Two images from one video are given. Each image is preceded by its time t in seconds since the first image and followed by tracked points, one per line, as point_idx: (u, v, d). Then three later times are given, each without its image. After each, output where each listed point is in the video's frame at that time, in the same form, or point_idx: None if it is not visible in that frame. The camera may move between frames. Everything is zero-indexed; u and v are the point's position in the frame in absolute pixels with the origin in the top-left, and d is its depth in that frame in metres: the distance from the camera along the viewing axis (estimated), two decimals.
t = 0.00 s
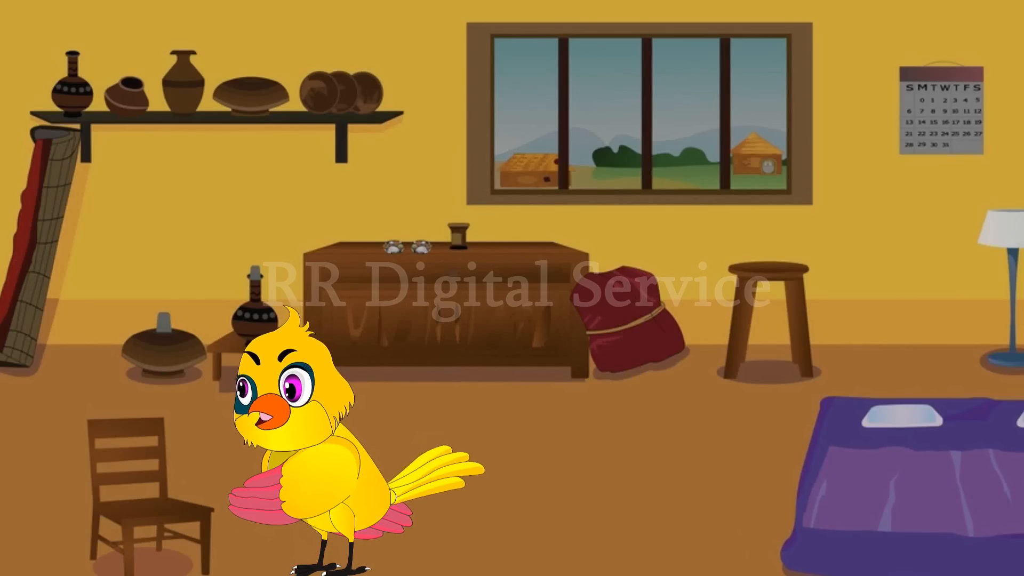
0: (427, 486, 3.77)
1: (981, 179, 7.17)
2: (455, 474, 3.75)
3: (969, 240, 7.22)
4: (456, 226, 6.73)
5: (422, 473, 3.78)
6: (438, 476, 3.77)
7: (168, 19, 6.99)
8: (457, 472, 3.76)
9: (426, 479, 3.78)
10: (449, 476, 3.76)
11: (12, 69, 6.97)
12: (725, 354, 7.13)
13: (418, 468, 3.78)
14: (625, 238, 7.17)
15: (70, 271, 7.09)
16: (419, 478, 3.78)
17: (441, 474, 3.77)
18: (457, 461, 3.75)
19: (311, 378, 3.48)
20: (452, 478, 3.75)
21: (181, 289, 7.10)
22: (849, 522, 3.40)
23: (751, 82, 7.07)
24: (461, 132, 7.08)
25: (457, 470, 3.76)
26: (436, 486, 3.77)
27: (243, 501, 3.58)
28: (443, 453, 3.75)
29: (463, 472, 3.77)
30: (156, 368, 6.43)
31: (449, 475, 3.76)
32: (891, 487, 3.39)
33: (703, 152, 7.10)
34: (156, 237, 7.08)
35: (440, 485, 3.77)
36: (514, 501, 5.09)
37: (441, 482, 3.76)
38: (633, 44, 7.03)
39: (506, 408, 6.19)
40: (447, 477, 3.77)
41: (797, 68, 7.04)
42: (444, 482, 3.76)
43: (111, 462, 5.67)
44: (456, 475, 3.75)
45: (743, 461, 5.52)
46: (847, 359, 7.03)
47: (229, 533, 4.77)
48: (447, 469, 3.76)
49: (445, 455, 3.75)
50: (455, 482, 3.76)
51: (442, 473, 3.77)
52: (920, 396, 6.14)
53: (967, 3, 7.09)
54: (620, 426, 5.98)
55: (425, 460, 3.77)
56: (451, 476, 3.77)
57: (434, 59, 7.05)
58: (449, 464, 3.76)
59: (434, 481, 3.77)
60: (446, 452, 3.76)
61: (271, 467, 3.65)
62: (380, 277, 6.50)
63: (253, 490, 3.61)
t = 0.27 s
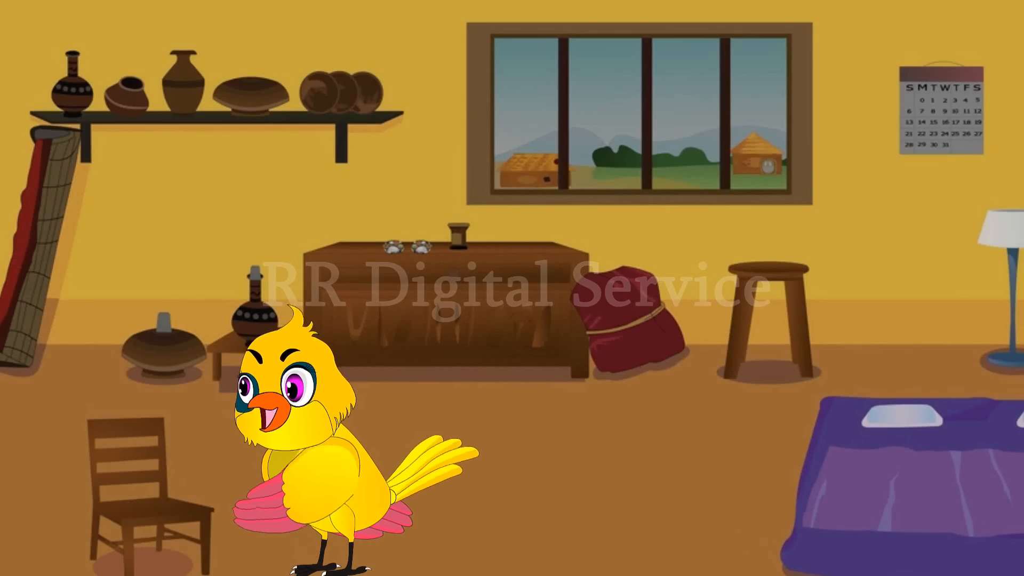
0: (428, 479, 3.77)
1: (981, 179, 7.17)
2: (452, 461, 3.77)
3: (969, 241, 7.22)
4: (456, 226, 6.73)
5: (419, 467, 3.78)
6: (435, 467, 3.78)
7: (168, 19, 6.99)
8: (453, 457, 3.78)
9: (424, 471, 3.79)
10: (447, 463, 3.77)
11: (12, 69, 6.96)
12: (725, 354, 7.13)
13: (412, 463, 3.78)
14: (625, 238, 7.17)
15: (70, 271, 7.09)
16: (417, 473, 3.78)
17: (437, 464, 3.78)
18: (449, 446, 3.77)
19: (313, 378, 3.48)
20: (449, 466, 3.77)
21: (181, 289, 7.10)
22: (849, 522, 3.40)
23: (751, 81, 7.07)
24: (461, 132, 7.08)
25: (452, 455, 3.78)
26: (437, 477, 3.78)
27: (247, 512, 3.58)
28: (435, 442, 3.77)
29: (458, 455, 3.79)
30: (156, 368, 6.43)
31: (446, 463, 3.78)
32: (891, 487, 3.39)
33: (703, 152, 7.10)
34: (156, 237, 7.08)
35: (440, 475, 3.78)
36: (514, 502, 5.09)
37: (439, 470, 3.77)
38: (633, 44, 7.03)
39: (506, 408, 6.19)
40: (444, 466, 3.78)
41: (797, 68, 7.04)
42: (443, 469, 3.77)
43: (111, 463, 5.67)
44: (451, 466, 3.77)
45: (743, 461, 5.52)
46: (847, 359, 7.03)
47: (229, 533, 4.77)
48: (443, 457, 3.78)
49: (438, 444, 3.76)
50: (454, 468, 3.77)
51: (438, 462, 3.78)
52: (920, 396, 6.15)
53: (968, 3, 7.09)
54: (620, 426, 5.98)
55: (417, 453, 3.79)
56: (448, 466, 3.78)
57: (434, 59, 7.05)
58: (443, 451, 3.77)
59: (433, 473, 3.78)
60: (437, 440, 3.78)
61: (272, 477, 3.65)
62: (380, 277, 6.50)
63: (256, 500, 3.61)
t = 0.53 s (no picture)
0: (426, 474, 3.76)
1: (982, 179, 7.17)
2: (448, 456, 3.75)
3: (969, 240, 7.22)
4: (456, 226, 6.73)
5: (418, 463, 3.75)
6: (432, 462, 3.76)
7: (168, 19, 6.99)
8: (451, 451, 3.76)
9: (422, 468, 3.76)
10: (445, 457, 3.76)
11: (12, 69, 6.96)
12: (725, 354, 7.13)
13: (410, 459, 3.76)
14: (625, 238, 7.17)
15: (70, 271, 7.09)
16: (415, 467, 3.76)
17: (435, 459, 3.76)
18: (449, 441, 3.75)
19: (315, 378, 3.49)
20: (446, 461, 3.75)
21: (181, 289, 7.10)
22: (849, 522, 3.40)
23: (750, 82, 7.07)
24: (461, 132, 7.08)
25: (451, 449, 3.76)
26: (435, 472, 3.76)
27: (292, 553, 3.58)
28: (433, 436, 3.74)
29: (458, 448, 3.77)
30: (156, 368, 6.43)
31: (445, 457, 3.76)
32: (891, 487, 3.39)
33: (703, 152, 7.10)
34: (156, 237, 7.08)
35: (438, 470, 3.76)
36: (513, 502, 5.09)
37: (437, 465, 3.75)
38: (633, 44, 7.03)
39: (506, 408, 6.19)
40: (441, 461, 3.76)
41: (797, 68, 7.05)
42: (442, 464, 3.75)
43: (111, 462, 5.68)
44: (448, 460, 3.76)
45: (743, 461, 5.52)
46: (847, 359, 7.03)
47: (229, 533, 4.77)
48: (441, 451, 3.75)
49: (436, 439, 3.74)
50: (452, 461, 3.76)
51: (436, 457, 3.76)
52: (920, 396, 6.15)
53: (967, 3, 7.09)
54: (620, 426, 5.98)
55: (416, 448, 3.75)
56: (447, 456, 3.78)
57: (434, 59, 7.05)
58: (442, 445, 3.75)
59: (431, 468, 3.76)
60: (435, 434, 3.76)
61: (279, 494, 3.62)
62: (380, 277, 6.50)
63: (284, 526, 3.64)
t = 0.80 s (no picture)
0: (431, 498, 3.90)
1: (982, 179, 7.17)
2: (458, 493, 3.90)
3: (969, 241, 7.22)
4: (456, 226, 6.73)
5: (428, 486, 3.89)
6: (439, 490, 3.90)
7: (168, 19, 6.99)
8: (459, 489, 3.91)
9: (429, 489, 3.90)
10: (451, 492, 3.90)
11: (12, 69, 6.96)
12: (725, 354, 7.13)
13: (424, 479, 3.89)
14: (625, 238, 7.17)
15: (70, 271, 7.09)
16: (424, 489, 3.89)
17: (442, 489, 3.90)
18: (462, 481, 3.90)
19: (317, 378, 3.49)
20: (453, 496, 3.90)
21: (181, 289, 7.09)
22: (849, 522, 3.40)
23: (750, 82, 7.07)
24: (461, 132, 7.08)
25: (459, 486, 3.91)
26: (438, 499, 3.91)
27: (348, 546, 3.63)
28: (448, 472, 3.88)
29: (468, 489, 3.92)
30: (156, 368, 6.43)
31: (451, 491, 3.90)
32: (891, 487, 3.39)
33: (703, 151, 7.10)
34: (156, 237, 7.07)
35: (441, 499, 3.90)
36: (513, 501, 5.09)
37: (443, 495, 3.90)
38: (633, 44, 7.03)
39: (506, 408, 6.19)
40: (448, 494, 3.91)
41: (797, 68, 7.05)
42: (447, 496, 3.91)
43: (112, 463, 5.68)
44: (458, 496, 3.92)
45: (743, 461, 5.52)
46: (847, 359, 7.03)
47: (229, 533, 4.77)
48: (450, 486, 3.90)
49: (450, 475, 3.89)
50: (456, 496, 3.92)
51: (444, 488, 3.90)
52: (920, 396, 6.15)
53: (967, 3, 7.09)
54: (621, 426, 5.98)
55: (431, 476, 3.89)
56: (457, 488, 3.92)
57: (434, 59, 7.05)
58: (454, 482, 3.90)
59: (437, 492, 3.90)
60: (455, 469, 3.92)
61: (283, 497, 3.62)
62: (380, 278, 6.51)
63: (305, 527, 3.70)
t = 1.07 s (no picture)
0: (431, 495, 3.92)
1: (982, 179, 7.17)
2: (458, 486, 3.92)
3: (969, 241, 7.22)
4: (456, 226, 6.73)
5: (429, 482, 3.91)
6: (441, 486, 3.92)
7: (168, 19, 6.99)
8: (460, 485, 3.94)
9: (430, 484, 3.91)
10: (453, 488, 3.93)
11: (12, 69, 6.96)
12: (725, 354, 7.13)
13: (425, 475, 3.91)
14: (625, 238, 7.17)
15: (70, 271, 7.08)
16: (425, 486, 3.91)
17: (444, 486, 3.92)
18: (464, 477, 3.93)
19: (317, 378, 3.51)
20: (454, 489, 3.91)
21: (181, 289, 7.09)
22: (849, 522, 3.39)
23: (750, 82, 7.07)
24: (461, 132, 7.08)
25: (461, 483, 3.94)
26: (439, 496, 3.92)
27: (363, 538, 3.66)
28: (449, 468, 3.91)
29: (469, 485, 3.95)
30: (156, 368, 6.42)
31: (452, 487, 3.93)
32: (891, 487, 3.39)
33: (703, 152, 7.10)
34: (156, 237, 7.07)
35: (443, 496, 3.92)
36: (513, 501, 5.09)
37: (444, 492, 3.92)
38: (633, 44, 7.03)
39: (506, 408, 6.19)
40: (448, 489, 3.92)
41: (797, 68, 7.05)
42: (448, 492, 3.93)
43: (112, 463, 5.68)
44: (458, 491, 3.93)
45: (743, 461, 5.52)
46: (847, 359, 7.03)
47: (229, 533, 4.77)
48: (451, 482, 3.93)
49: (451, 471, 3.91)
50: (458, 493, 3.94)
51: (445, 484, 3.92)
52: (920, 396, 6.15)
53: (967, 3, 7.09)
54: (621, 426, 5.99)
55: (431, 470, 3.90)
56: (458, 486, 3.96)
57: (434, 59, 7.04)
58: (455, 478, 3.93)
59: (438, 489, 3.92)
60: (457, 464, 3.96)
61: (287, 499, 3.62)
62: (380, 277, 6.50)
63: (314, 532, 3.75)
